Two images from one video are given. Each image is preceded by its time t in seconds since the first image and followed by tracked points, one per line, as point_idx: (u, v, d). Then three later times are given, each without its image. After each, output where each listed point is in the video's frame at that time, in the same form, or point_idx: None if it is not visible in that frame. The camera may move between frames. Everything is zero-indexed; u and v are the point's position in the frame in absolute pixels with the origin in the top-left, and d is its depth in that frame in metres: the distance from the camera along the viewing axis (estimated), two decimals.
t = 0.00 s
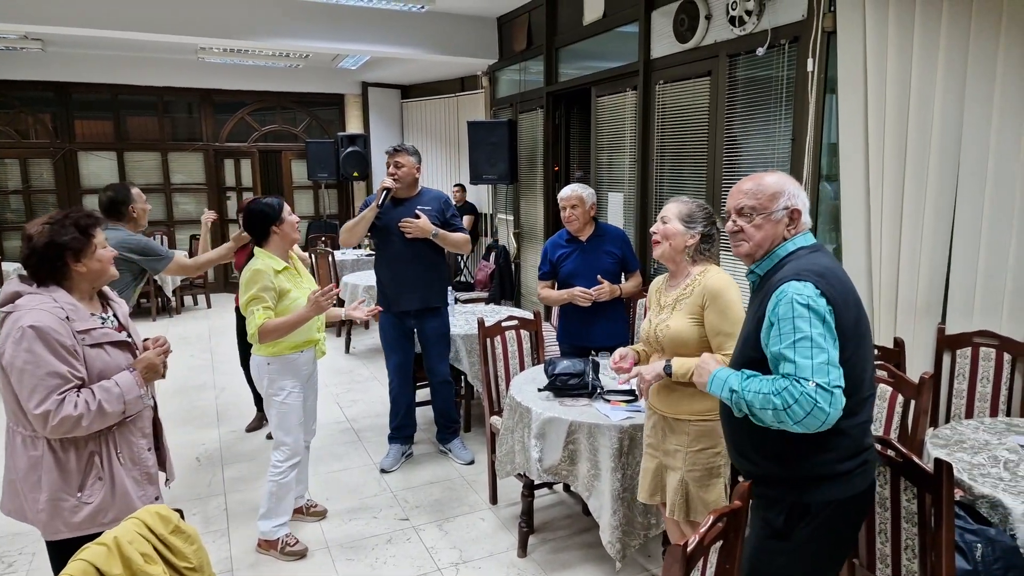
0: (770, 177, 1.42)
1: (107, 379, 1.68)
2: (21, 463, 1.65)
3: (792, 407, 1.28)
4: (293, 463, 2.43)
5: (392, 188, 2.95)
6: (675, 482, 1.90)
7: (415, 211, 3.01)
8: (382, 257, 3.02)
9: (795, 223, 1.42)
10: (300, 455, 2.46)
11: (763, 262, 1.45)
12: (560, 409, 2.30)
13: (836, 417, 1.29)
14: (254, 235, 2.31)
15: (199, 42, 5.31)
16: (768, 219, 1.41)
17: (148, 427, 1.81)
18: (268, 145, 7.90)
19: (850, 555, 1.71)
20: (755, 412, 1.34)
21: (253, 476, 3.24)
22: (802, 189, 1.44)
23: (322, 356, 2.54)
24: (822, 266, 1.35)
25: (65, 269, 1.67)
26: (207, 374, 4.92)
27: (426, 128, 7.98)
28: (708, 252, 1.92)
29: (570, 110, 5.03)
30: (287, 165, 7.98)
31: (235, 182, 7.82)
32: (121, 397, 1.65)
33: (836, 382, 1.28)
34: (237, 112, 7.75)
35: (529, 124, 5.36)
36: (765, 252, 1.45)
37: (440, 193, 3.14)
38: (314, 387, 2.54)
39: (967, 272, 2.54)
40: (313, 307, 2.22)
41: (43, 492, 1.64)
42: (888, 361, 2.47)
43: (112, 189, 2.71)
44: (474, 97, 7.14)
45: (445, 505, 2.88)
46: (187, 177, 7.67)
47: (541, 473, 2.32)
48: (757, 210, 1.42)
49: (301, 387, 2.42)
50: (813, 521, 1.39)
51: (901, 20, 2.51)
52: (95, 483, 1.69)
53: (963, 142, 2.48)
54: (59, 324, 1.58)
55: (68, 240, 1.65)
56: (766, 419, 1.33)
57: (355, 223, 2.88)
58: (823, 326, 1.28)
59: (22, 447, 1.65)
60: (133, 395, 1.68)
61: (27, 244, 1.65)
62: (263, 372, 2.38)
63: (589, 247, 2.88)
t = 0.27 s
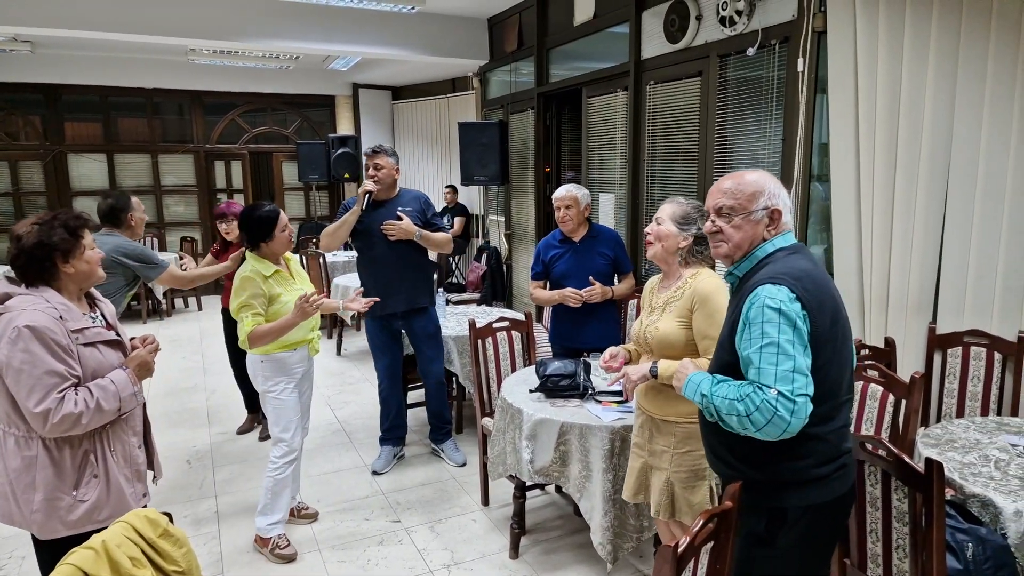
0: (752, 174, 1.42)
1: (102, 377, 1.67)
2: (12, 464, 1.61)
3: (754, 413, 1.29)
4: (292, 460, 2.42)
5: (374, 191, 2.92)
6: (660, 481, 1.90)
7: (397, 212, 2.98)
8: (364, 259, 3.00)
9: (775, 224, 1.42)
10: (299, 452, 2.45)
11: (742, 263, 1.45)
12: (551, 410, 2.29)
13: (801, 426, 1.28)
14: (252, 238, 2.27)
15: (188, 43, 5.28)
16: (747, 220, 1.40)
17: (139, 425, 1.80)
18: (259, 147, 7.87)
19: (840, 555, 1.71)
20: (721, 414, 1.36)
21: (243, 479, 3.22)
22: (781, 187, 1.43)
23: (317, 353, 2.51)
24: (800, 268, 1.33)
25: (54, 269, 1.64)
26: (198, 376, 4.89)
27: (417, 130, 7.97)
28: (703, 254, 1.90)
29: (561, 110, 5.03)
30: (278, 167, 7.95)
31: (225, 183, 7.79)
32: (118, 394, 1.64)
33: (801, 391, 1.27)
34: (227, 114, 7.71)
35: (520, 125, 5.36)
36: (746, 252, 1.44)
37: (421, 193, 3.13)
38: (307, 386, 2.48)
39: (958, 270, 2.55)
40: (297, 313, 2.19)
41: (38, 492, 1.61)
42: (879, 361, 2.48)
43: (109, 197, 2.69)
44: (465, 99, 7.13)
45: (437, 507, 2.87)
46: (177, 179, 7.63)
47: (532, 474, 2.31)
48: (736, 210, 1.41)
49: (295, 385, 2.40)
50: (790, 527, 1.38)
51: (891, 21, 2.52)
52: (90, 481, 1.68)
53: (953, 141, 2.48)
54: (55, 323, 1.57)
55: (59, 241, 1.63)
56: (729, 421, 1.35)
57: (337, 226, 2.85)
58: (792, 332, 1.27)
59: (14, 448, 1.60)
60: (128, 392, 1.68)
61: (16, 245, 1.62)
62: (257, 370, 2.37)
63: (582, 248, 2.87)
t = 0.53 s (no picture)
0: (743, 172, 1.42)
1: (116, 372, 1.68)
2: (33, 458, 1.62)
3: (727, 418, 1.29)
4: (287, 459, 2.42)
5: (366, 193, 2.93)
6: (649, 480, 1.90)
7: (390, 213, 2.98)
8: (359, 261, 3.00)
9: (755, 226, 1.41)
10: (293, 450, 2.45)
11: (724, 263, 1.45)
12: (547, 411, 2.29)
13: (775, 430, 1.27)
14: (253, 240, 2.26)
15: (183, 45, 5.27)
16: (724, 220, 1.40)
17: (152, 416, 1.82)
18: (254, 148, 7.86)
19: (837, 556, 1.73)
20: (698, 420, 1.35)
21: (239, 480, 3.21)
22: (763, 187, 1.41)
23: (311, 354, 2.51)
24: (777, 270, 1.32)
25: (61, 270, 1.64)
26: (194, 378, 4.88)
27: (412, 131, 7.97)
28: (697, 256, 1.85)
29: (556, 111, 5.03)
30: (274, 168, 7.94)
31: (221, 185, 7.78)
32: (135, 387, 1.66)
33: (774, 395, 1.26)
34: (223, 116, 7.70)
35: (514, 126, 5.36)
36: (728, 253, 1.44)
37: (413, 192, 3.11)
38: (302, 386, 2.48)
39: (955, 270, 2.54)
40: (288, 322, 2.21)
41: (60, 483, 1.63)
42: (876, 360, 2.47)
43: (114, 206, 2.74)
44: (460, 100, 7.13)
45: (433, 508, 2.86)
46: (173, 182, 7.62)
47: (527, 475, 2.30)
48: (715, 210, 1.41)
49: (287, 385, 2.40)
50: (769, 538, 1.38)
51: (888, 19, 2.52)
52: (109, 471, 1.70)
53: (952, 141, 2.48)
54: (69, 322, 1.58)
55: (66, 243, 1.62)
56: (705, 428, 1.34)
57: (332, 229, 2.85)
58: (764, 336, 1.26)
59: (35, 443, 1.62)
60: (143, 384, 1.70)
61: (24, 245, 1.61)
62: (251, 369, 2.37)
63: (580, 248, 2.86)
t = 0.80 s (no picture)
0: (738, 172, 1.41)
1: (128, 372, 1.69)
2: (47, 457, 1.63)
3: (706, 425, 1.29)
4: (286, 463, 2.41)
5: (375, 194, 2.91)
6: (647, 481, 1.89)
7: (396, 214, 2.97)
8: (365, 262, 2.99)
9: (744, 228, 1.40)
10: (292, 454, 2.44)
11: (715, 264, 1.46)
12: (546, 412, 2.28)
13: (751, 434, 1.25)
14: (247, 239, 2.26)
15: (181, 46, 5.26)
16: (712, 220, 1.40)
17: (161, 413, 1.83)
18: (253, 149, 7.85)
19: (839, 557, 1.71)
20: (681, 431, 1.35)
21: (238, 482, 3.21)
22: (756, 190, 1.39)
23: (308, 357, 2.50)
24: (761, 274, 1.31)
25: (72, 275, 1.63)
26: (194, 379, 4.88)
27: (410, 131, 7.96)
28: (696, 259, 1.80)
29: (554, 110, 5.02)
30: (272, 170, 7.93)
31: (220, 187, 7.78)
32: (147, 385, 1.67)
33: (749, 398, 1.25)
34: (221, 117, 7.70)
35: (513, 125, 5.35)
36: (719, 255, 1.45)
37: (422, 195, 3.10)
38: (303, 386, 2.49)
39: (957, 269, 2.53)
40: (280, 325, 2.21)
41: (77, 479, 1.64)
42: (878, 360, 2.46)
43: (119, 211, 2.75)
44: (457, 100, 7.12)
45: (432, 509, 2.85)
46: (171, 183, 7.62)
47: (527, 476, 2.29)
48: (705, 210, 1.42)
49: (284, 388, 2.38)
50: (769, 540, 1.36)
51: (887, 18, 2.51)
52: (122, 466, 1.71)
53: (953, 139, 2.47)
54: (82, 325, 1.58)
55: (77, 250, 1.62)
56: (688, 439, 1.35)
57: (337, 229, 2.84)
58: (741, 338, 1.26)
59: (51, 442, 1.62)
60: (154, 382, 1.71)
61: (36, 250, 1.60)
62: (247, 372, 2.37)
63: (584, 248, 2.85)
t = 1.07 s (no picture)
0: (759, 170, 1.40)
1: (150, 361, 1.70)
2: (72, 444, 1.64)
3: (735, 434, 1.28)
4: (293, 465, 2.41)
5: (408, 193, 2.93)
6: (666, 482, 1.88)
7: (427, 216, 2.97)
8: (394, 262, 3.01)
9: (762, 227, 1.38)
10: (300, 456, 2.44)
11: (733, 262, 1.44)
12: (561, 413, 2.27)
13: (781, 434, 1.24)
14: (254, 231, 2.31)
15: (196, 50, 5.30)
16: (730, 217, 1.40)
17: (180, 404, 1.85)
18: (267, 151, 7.90)
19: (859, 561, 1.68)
20: (711, 453, 1.34)
21: (254, 482, 3.23)
22: (776, 188, 1.37)
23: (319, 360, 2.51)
24: (778, 273, 1.29)
25: (96, 266, 1.65)
26: (210, 379, 4.92)
27: (422, 132, 7.97)
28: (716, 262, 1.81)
29: (567, 111, 5.00)
30: (287, 171, 7.98)
31: (235, 188, 7.84)
32: (168, 374, 1.69)
33: (776, 397, 1.24)
34: (236, 120, 7.76)
35: (526, 126, 5.34)
36: (736, 252, 1.43)
37: (456, 198, 3.09)
38: (309, 386, 2.51)
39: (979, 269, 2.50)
40: (288, 299, 2.17)
41: (101, 467, 1.65)
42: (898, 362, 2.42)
43: (139, 215, 2.80)
44: (470, 100, 7.12)
45: (447, 510, 2.85)
46: (187, 185, 7.69)
47: (542, 478, 2.29)
48: (723, 206, 1.41)
49: (295, 391, 2.39)
50: (790, 544, 1.35)
51: (906, 16, 2.47)
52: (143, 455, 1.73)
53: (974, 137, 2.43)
54: (106, 314, 1.60)
55: (100, 242, 1.64)
56: (718, 456, 1.33)
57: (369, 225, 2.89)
58: (760, 337, 1.25)
59: (75, 430, 1.64)
60: (174, 371, 1.72)
61: (62, 242, 1.63)
62: (258, 373, 2.38)
63: (601, 248, 2.83)
